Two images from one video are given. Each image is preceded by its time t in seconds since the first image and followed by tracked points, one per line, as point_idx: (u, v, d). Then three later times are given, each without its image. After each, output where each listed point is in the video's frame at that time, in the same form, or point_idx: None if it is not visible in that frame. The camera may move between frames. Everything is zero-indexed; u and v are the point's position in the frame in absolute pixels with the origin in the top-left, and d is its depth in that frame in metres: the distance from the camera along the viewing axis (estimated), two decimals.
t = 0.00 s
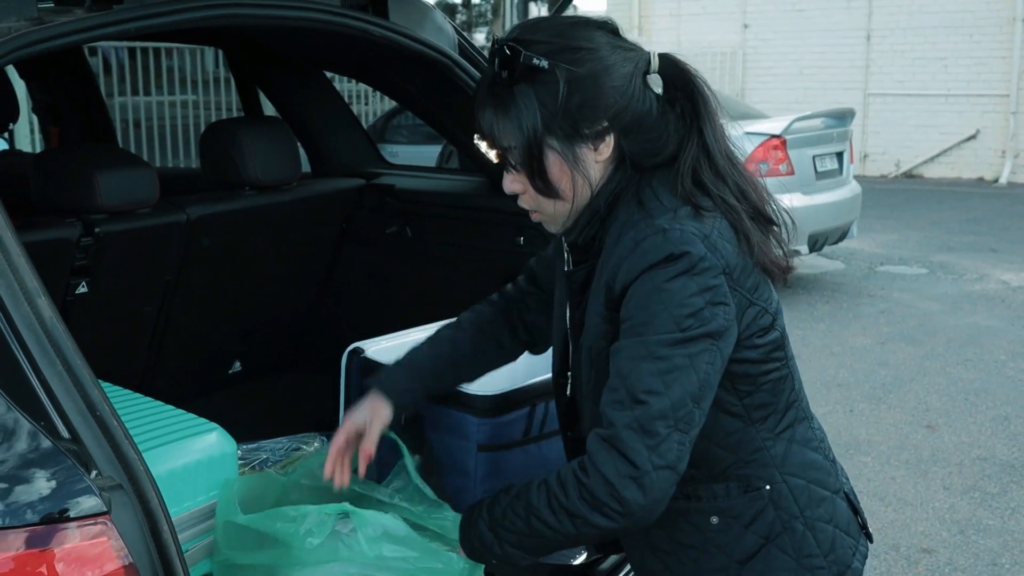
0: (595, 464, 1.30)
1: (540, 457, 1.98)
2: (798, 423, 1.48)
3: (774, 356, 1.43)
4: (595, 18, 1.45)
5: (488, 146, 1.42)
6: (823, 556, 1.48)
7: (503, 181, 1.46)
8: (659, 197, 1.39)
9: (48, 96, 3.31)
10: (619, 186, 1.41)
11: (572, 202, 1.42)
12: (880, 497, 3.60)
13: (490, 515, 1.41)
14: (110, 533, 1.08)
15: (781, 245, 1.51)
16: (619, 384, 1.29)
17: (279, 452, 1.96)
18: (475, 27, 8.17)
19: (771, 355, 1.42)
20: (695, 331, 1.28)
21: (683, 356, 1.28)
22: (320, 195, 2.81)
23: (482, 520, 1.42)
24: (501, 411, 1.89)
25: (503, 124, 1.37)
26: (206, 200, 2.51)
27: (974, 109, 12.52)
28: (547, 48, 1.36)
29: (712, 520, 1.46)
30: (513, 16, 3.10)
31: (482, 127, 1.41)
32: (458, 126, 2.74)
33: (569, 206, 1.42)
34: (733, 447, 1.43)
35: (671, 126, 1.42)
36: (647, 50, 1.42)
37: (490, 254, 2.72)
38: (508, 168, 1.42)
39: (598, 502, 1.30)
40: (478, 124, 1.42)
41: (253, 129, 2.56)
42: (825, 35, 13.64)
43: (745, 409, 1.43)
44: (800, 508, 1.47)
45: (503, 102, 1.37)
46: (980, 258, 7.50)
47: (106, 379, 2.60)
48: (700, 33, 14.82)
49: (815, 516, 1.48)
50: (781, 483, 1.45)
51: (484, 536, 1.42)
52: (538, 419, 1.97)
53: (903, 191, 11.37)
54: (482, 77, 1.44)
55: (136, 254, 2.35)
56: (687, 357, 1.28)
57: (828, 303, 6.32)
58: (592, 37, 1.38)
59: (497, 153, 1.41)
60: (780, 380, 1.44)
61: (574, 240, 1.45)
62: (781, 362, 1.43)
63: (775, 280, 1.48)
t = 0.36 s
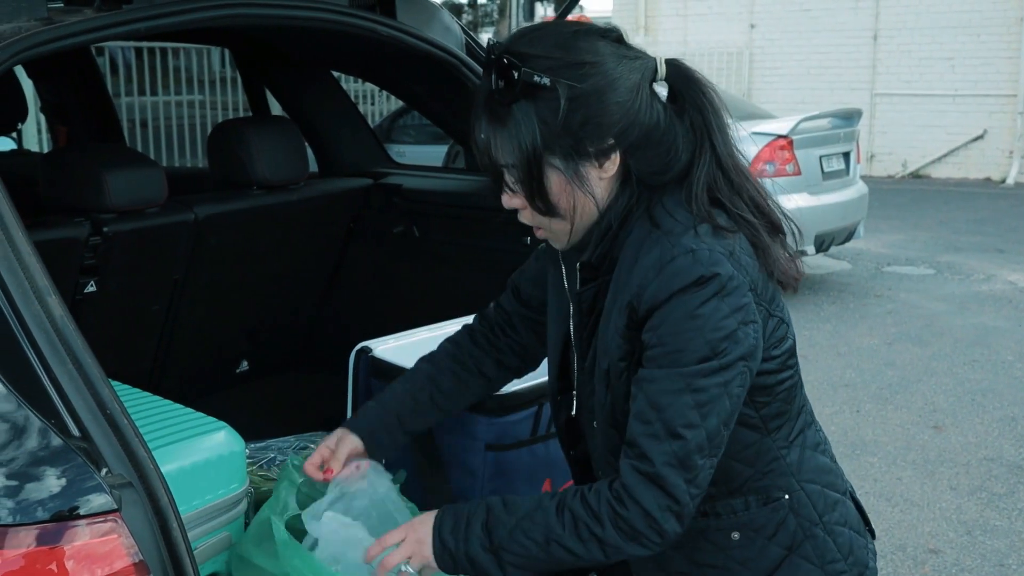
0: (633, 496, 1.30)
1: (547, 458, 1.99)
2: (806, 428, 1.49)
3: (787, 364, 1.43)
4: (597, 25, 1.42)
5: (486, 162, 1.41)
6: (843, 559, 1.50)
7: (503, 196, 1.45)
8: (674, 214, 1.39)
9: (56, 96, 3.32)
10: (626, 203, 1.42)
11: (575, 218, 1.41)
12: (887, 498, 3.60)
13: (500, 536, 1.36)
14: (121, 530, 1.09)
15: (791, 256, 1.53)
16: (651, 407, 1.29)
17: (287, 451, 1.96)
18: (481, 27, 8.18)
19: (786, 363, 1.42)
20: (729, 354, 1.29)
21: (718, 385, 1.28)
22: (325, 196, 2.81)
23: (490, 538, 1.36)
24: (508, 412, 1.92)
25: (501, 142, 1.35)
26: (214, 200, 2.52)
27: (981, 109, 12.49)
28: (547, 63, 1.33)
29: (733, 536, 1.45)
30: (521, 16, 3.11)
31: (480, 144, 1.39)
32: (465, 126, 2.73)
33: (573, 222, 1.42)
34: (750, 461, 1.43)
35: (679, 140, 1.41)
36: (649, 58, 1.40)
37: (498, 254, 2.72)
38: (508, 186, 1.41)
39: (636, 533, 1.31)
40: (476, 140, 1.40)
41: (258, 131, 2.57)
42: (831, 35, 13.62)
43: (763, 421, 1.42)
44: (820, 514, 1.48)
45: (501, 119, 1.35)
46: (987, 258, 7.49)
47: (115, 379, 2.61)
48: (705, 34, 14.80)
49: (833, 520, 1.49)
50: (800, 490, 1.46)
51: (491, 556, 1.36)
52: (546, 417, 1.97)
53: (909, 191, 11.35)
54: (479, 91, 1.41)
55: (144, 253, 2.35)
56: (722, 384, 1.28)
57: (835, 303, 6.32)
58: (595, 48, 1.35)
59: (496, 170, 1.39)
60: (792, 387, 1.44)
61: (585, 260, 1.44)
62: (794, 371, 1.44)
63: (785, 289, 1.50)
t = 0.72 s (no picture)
0: (681, 488, 1.28)
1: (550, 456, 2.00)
2: (815, 440, 1.48)
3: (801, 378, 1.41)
4: (627, 14, 1.42)
5: (505, 144, 1.43)
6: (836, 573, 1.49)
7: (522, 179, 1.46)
8: (690, 210, 1.36)
9: (60, 96, 3.32)
10: (641, 193, 1.40)
11: (590, 207, 1.41)
12: (889, 498, 3.60)
13: (546, 486, 1.38)
14: (125, 529, 1.09)
15: (807, 254, 1.52)
16: (673, 412, 1.27)
17: (289, 450, 1.95)
18: (484, 27, 8.19)
19: (799, 377, 1.41)
20: (743, 355, 1.25)
21: (738, 388, 1.25)
22: (330, 195, 2.81)
23: (537, 485, 1.38)
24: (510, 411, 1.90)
25: (518, 126, 1.37)
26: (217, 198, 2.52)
27: (984, 109, 12.48)
28: (568, 50, 1.34)
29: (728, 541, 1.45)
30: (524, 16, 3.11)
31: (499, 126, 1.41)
32: (470, 126, 2.73)
33: (586, 209, 1.41)
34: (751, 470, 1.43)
35: (700, 134, 1.39)
36: (677, 51, 1.38)
37: (501, 255, 2.72)
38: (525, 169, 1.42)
39: (679, 522, 1.30)
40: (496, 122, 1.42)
41: (264, 130, 2.56)
42: (834, 35, 13.62)
43: (769, 431, 1.41)
44: (817, 529, 1.46)
45: (519, 102, 1.36)
46: (989, 258, 7.49)
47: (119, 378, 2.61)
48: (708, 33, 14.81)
49: (831, 537, 1.48)
50: (799, 504, 1.45)
51: (535, 503, 1.38)
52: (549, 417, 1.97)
53: (912, 191, 11.35)
54: (503, 74, 1.43)
55: (148, 252, 2.36)
56: (742, 386, 1.26)
57: (837, 303, 6.32)
58: (620, 38, 1.35)
59: (513, 153, 1.41)
60: (803, 402, 1.43)
61: (598, 249, 1.43)
62: (805, 383, 1.43)
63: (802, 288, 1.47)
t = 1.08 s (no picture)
0: (722, 489, 1.28)
1: (551, 455, 1.97)
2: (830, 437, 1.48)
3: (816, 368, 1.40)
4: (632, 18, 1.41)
5: (510, 146, 1.42)
6: (870, 562, 1.50)
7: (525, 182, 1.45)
8: (701, 210, 1.37)
9: (63, 96, 3.33)
10: (644, 198, 1.40)
11: (592, 211, 1.40)
12: (891, 498, 3.60)
13: (582, 508, 1.37)
14: (126, 528, 1.10)
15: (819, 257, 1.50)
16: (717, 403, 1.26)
17: (291, 450, 1.95)
18: (486, 27, 8.20)
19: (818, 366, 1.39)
20: (778, 342, 1.26)
21: (778, 379, 1.26)
22: (333, 194, 2.82)
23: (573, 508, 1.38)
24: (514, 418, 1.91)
25: (524, 127, 1.36)
26: (220, 198, 2.53)
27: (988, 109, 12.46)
28: (574, 51, 1.33)
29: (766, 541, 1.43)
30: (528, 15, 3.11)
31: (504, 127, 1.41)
32: (473, 127, 2.73)
33: (588, 214, 1.41)
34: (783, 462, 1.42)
35: (705, 138, 1.39)
36: (683, 56, 1.39)
37: (504, 255, 2.73)
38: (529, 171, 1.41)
39: (723, 523, 1.30)
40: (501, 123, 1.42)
41: (266, 130, 2.56)
42: (837, 35, 13.60)
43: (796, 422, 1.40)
44: (847, 518, 1.47)
45: (524, 103, 1.36)
46: (993, 258, 7.48)
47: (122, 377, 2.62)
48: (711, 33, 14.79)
49: (859, 523, 1.49)
50: (828, 494, 1.45)
51: (574, 525, 1.38)
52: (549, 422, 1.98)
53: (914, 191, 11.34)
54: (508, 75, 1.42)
55: (151, 252, 2.36)
56: (782, 378, 1.26)
57: (840, 303, 6.31)
58: (626, 40, 1.35)
59: (518, 154, 1.40)
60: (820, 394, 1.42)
61: (614, 251, 1.42)
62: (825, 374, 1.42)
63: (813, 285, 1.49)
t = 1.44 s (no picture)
0: (659, 489, 1.27)
1: (551, 455, 1.93)
2: (825, 430, 1.48)
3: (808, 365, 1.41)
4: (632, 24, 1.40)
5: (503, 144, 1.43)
6: (864, 559, 1.49)
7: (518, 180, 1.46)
8: (688, 218, 1.35)
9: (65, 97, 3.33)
10: (634, 205, 1.38)
11: (579, 212, 1.40)
12: (893, 498, 3.59)
13: (514, 504, 1.34)
14: (126, 527, 1.10)
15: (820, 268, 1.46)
16: (676, 401, 1.26)
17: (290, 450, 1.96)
18: (488, 27, 8.20)
19: (808, 364, 1.40)
20: (753, 351, 1.25)
21: (744, 382, 1.25)
22: (333, 195, 2.82)
23: (504, 498, 1.35)
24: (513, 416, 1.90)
25: (513, 126, 1.37)
26: (221, 198, 2.53)
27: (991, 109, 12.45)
28: (567, 54, 1.33)
29: (758, 539, 1.43)
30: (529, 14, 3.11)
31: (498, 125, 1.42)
32: (474, 128, 2.73)
33: (577, 215, 1.41)
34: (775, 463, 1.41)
35: (698, 149, 1.37)
36: (678, 66, 1.37)
37: (504, 255, 2.73)
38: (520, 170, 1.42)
39: (656, 524, 1.29)
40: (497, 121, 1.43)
41: (266, 129, 2.57)
42: (840, 35, 13.59)
43: (784, 419, 1.41)
44: (840, 514, 1.47)
45: (515, 104, 1.37)
46: (995, 258, 7.47)
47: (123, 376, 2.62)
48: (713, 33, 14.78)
49: (852, 519, 1.48)
50: (820, 490, 1.44)
51: (502, 521, 1.35)
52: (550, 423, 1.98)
53: (917, 191, 11.33)
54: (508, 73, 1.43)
55: (152, 251, 2.37)
56: (747, 381, 1.25)
57: (842, 303, 6.31)
58: (620, 46, 1.33)
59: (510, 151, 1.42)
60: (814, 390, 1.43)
61: (604, 252, 1.40)
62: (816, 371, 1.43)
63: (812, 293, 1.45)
